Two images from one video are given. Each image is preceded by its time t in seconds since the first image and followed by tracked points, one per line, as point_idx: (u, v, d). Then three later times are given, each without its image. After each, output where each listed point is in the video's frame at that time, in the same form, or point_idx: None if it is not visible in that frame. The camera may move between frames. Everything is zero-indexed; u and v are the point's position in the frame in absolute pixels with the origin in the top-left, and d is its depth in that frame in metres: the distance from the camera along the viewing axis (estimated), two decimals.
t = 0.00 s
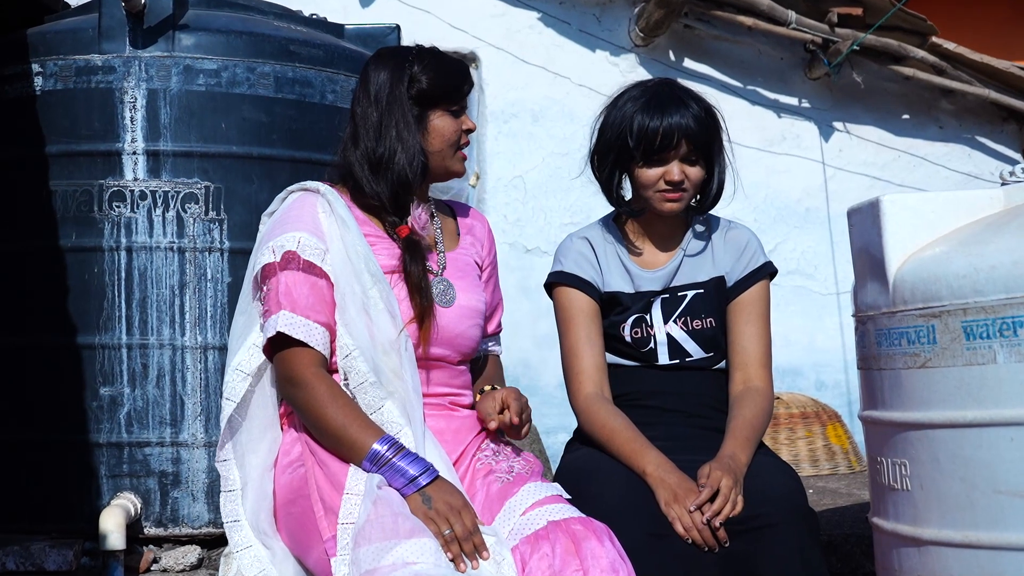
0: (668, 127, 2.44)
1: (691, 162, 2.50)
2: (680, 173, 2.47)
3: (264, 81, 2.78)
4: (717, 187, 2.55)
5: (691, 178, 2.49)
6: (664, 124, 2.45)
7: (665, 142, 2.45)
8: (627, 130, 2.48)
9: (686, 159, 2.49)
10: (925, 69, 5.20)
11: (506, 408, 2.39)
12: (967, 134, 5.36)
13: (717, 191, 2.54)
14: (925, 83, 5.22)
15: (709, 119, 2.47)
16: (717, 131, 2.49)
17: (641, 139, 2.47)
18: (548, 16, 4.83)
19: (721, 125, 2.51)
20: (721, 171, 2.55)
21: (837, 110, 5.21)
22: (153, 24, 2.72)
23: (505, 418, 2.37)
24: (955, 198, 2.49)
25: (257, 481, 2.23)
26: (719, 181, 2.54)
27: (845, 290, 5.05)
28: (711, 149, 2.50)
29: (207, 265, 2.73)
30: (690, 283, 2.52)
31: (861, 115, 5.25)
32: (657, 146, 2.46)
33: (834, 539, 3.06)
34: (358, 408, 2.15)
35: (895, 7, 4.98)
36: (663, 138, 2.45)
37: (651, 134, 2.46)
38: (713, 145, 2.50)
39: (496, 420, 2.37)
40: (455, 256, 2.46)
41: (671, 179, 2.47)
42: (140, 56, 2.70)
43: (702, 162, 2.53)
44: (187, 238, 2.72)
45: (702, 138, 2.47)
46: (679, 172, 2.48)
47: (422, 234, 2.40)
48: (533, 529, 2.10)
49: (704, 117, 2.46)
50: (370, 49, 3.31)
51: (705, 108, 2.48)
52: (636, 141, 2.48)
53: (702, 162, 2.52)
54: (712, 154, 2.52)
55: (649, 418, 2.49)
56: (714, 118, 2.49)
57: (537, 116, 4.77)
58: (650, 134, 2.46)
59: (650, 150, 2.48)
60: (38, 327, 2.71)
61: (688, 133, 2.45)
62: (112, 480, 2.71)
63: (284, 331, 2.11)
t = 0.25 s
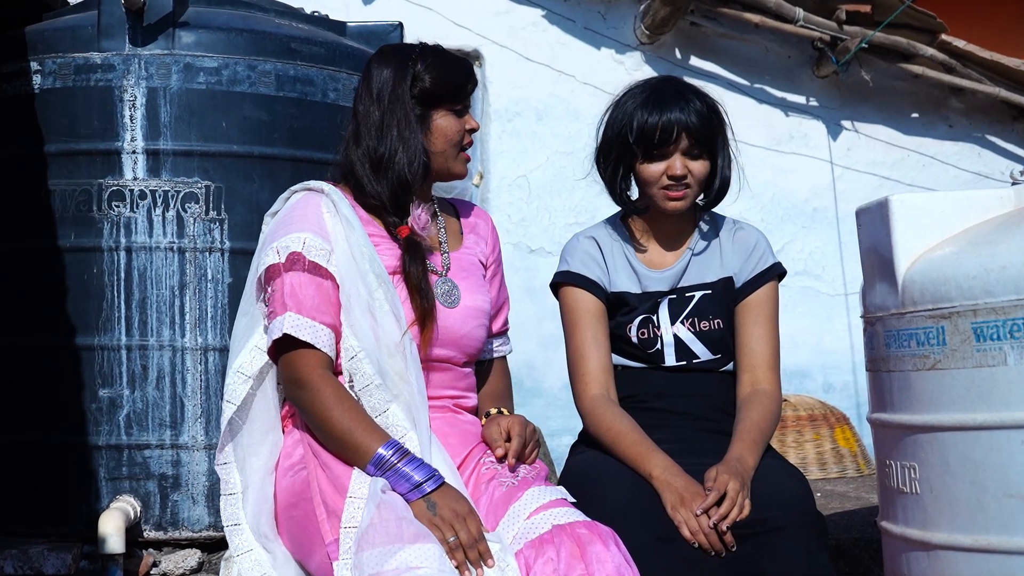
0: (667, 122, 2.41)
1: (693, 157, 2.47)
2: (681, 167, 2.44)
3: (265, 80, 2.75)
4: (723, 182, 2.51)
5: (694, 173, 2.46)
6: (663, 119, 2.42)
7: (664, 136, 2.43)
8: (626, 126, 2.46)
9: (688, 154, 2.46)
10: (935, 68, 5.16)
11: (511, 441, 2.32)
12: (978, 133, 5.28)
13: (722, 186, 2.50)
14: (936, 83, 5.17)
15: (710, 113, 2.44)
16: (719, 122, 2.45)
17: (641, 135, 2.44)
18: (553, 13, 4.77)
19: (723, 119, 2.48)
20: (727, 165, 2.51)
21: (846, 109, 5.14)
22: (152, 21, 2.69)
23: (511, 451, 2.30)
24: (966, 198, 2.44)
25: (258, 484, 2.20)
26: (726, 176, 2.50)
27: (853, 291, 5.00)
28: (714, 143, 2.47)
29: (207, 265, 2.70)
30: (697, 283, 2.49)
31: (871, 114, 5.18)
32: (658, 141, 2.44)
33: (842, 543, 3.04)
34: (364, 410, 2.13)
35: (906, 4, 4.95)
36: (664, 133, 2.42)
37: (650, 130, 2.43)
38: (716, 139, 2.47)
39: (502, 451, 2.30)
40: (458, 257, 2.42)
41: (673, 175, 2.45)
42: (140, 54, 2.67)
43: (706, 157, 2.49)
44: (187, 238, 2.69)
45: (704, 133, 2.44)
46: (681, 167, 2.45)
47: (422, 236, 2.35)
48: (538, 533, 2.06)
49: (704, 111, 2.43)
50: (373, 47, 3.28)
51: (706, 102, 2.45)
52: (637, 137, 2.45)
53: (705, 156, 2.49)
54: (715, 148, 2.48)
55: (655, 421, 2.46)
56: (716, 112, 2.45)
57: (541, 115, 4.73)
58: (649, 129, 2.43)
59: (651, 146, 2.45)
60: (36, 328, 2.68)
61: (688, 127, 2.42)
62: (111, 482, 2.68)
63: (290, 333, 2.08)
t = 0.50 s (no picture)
0: (663, 111, 2.42)
1: (695, 148, 2.46)
2: (678, 155, 2.43)
3: (269, 77, 2.71)
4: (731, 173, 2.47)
5: (694, 163, 2.45)
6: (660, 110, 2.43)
7: (660, 127, 2.43)
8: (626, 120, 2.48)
9: (688, 144, 2.46)
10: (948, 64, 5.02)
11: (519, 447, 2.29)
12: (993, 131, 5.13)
13: (727, 177, 2.47)
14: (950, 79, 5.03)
15: (709, 104, 2.44)
16: (720, 110, 2.43)
17: (639, 127, 2.46)
18: (560, 9, 4.70)
19: (726, 110, 2.46)
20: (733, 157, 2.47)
21: (859, 107, 5.03)
22: (155, 18, 2.67)
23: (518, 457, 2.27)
24: (982, 195, 2.38)
25: (262, 487, 2.17)
26: (731, 167, 2.47)
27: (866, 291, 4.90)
28: (715, 133, 2.45)
29: (210, 265, 2.66)
30: (710, 281, 2.44)
31: (883, 110, 5.06)
32: (655, 132, 2.45)
33: (854, 548, 3.00)
34: (370, 414, 2.09)
35: None
36: (660, 123, 2.43)
37: (647, 121, 2.45)
38: (718, 131, 2.46)
39: (511, 455, 2.27)
40: (465, 257, 2.39)
41: (672, 165, 2.44)
42: (143, 51, 2.64)
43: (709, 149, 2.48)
44: (190, 237, 2.66)
45: (703, 122, 2.43)
46: (680, 157, 2.44)
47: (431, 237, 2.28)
48: (546, 537, 2.03)
49: (702, 100, 2.43)
50: (378, 43, 3.25)
51: (706, 93, 2.45)
52: (636, 130, 2.47)
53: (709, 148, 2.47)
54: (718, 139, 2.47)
55: (665, 423, 2.42)
56: (716, 103, 2.45)
57: (549, 113, 4.66)
58: (647, 120, 2.44)
59: (650, 138, 2.46)
60: (38, 328, 2.65)
61: (684, 117, 2.42)
62: (112, 485, 2.65)
63: (298, 336, 2.05)
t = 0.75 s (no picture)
0: (655, 108, 2.41)
1: (693, 142, 2.42)
2: (672, 150, 2.40)
3: (273, 73, 2.67)
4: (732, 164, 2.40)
5: (691, 158, 2.41)
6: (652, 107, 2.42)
7: (654, 124, 2.42)
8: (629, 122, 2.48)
9: (685, 139, 2.42)
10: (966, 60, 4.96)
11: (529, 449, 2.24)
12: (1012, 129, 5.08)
13: (726, 167, 2.40)
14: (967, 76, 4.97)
15: (703, 97, 2.40)
16: (714, 101, 2.38)
17: (637, 126, 2.45)
18: (570, 4, 4.59)
19: (725, 102, 2.41)
20: (734, 149, 2.40)
21: (874, 103, 4.97)
22: (157, 13, 2.62)
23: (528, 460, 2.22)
24: (1002, 194, 2.31)
25: (265, 492, 2.12)
26: (732, 158, 2.40)
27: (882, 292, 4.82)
28: (711, 125, 2.40)
29: (213, 264, 2.62)
30: (724, 282, 2.40)
31: (897, 106, 4.99)
32: (650, 130, 2.43)
33: (868, 554, 2.95)
34: (375, 417, 2.05)
35: None
36: (654, 120, 2.42)
37: (643, 120, 2.44)
38: (715, 123, 2.40)
39: (519, 458, 2.22)
40: (472, 256, 2.34)
41: (667, 160, 2.41)
42: (144, 46, 2.60)
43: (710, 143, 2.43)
44: (193, 236, 2.61)
45: (696, 115, 2.39)
46: (676, 151, 2.41)
47: (438, 237, 2.27)
48: (554, 543, 1.98)
49: (694, 94, 2.40)
50: (384, 38, 3.21)
51: (701, 87, 2.41)
52: (635, 130, 2.47)
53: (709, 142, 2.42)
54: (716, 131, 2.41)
55: (676, 425, 2.37)
56: (713, 96, 2.41)
57: (558, 109, 4.55)
58: (643, 119, 2.43)
59: (649, 137, 2.45)
60: (38, 329, 2.61)
61: (675, 112, 2.39)
62: (113, 488, 2.61)
63: (301, 337, 2.01)
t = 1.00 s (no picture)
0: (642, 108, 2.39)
1: (684, 138, 2.39)
2: (665, 148, 2.37)
3: (271, 70, 2.64)
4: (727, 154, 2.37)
5: (685, 153, 2.38)
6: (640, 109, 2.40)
7: (644, 125, 2.39)
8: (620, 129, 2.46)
9: (677, 136, 2.39)
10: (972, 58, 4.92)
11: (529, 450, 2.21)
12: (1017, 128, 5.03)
13: (721, 158, 2.36)
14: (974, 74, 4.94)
15: (689, 93, 2.37)
16: (701, 95, 2.35)
17: (629, 131, 2.43)
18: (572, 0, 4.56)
19: (712, 95, 2.38)
20: (727, 140, 2.37)
21: (879, 101, 4.93)
22: (153, 9, 2.60)
23: (528, 461, 2.19)
24: (1008, 193, 2.28)
25: (262, 495, 2.09)
26: (725, 148, 2.36)
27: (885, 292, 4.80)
28: (701, 119, 2.37)
29: (210, 264, 2.59)
30: (730, 282, 2.37)
31: (903, 104, 4.96)
32: (641, 131, 2.41)
33: (874, 557, 2.92)
34: (374, 419, 2.02)
35: None
36: (644, 121, 2.39)
37: (634, 123, 2.42)
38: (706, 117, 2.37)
39: (518, 459, 2.19)
40: (471, 254, 2.31)
41: (661, 158, 2.38)
42: (141, 43, 2.57)
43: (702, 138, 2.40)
44: (189, 235, 2.58)
45: (685, 111, 2.36)
46: (669, 148, 2.38)
47: (434, 237, 2.22)
48: (555, 547, 1.95)
49: (680, 91, 2.37)
50: (384, 35, 3.18)
51: (687, 83, 2.39)
52: (627, 135, 2.44)
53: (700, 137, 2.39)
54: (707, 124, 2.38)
55: (680, 427, 2.35)
56: (699, 92, 2.38)
57: (559, 107, 4.52)
58: (634, 121, 2.41)
59: (641, 139, 2.43)
60: (34, 329, 2.59)
61: (662, 111, 2.37)
62: (109, 490, 2.58)
63: (298, 338, 1.98)
